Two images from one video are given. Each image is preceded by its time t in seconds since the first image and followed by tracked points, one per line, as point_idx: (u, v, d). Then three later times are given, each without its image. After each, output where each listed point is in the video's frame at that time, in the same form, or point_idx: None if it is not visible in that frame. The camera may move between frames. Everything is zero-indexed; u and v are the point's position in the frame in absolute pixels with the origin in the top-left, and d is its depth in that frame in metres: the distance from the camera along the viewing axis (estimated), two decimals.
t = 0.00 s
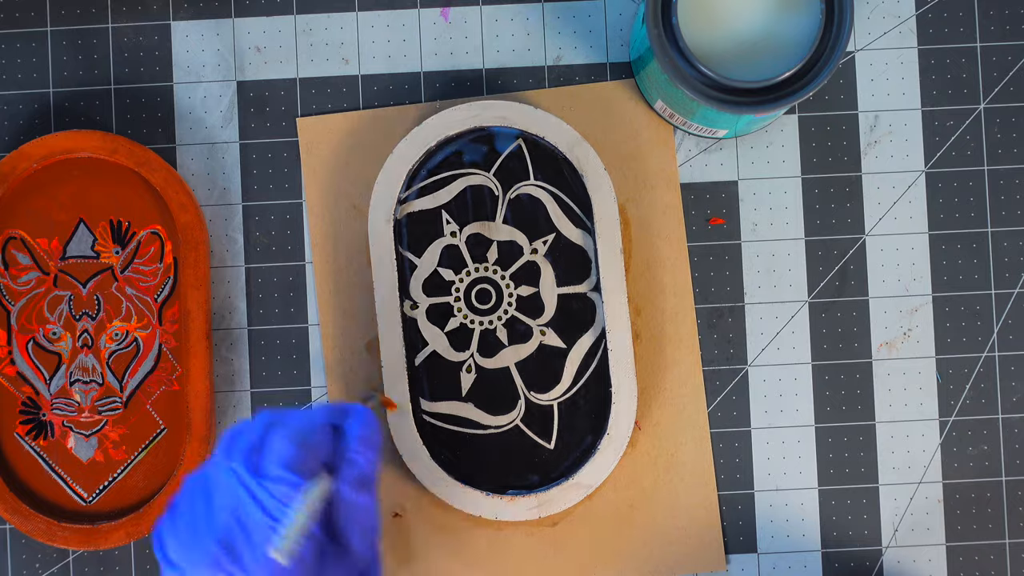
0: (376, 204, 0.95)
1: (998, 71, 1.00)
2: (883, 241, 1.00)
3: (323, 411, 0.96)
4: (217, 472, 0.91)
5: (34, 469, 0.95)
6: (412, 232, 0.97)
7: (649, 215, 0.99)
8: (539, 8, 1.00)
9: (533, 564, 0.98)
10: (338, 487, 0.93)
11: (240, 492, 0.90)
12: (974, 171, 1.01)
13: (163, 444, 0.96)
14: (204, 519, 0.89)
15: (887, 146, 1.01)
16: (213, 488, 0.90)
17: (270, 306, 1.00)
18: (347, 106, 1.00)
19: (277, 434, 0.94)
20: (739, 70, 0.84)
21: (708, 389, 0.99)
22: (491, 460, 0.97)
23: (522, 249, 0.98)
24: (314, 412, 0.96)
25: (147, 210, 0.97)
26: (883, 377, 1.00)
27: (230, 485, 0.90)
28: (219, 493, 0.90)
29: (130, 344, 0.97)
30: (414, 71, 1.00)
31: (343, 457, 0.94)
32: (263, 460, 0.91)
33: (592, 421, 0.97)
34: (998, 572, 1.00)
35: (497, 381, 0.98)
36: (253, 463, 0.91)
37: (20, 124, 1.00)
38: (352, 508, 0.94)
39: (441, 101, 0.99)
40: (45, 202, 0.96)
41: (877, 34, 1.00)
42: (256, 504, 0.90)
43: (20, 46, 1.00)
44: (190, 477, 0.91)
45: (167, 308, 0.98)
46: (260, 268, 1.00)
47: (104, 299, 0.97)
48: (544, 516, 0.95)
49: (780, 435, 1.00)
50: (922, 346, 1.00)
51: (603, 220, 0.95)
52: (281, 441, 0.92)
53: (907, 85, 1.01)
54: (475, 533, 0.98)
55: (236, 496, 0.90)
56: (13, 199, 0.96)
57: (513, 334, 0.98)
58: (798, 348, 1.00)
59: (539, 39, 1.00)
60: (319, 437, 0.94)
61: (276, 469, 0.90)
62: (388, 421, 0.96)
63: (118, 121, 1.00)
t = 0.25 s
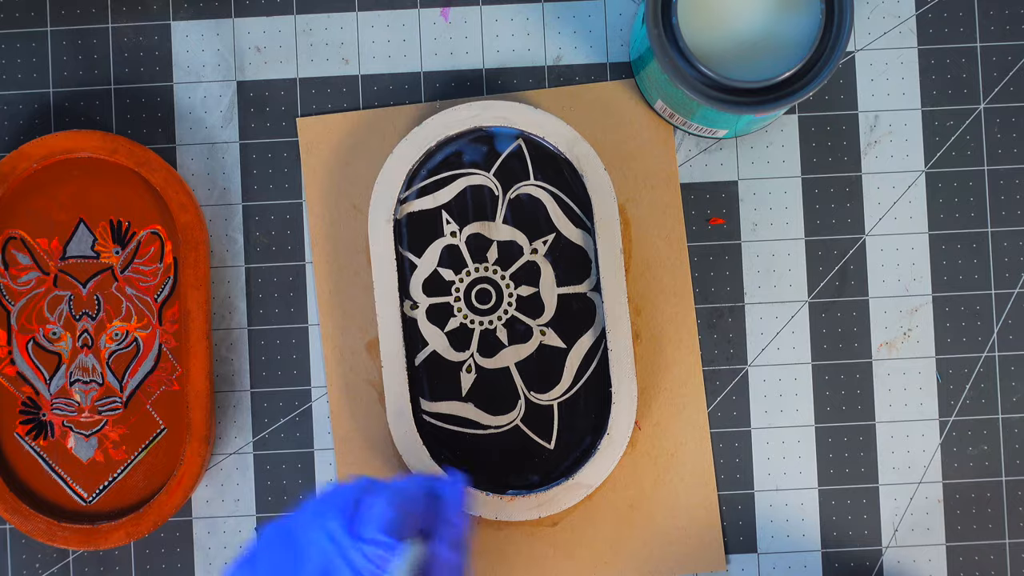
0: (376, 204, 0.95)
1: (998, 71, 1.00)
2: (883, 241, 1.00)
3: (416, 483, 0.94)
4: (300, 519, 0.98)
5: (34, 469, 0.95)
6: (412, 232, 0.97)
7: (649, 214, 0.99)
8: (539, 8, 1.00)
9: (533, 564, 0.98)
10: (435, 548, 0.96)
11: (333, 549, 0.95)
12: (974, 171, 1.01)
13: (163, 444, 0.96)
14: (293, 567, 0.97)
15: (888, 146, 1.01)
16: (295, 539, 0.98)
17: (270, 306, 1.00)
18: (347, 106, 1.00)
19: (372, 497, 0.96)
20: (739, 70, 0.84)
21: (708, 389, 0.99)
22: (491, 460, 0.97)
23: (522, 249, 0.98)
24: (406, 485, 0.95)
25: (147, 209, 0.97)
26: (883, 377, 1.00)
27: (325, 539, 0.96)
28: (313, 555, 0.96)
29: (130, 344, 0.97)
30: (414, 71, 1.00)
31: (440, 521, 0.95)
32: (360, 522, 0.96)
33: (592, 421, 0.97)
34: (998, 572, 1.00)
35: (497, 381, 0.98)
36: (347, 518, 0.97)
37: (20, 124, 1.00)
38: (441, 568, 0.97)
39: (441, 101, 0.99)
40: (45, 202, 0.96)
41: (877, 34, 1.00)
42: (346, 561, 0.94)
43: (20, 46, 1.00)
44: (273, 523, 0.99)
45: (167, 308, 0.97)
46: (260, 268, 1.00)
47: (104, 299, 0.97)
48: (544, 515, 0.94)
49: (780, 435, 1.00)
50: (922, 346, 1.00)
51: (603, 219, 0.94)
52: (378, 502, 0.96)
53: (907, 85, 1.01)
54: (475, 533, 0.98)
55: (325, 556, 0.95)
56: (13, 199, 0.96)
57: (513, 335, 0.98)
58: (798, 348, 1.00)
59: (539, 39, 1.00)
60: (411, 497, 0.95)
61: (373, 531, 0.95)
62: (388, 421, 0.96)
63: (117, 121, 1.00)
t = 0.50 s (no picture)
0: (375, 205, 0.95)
1: (998, 71, 1.00)
2: (883, 241, 1.00)
3: (462, 483, 0.91)
4: (342, 511, 0.93)
5: (34, 469, 0.95)
6: (412, 232, 0.98)
7: (649, 214, 0.99)
8: (539, 8, 1.00)
9: (533, 563, 0.98)
10: (471, 549, 0.90)
11: (371, 545, 0.89)
12: (974, 171, 1.01)
13: (163, 444, 0.96)
14: (327, 567, 0.90)
15: (887, 146, 1.01)
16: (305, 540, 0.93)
17: (270, 306, 1.00)
18: (347, 106, 1.00)
19: (411, 493, 0.91)
20: (739, 70, 0.84)
21: (708, 389, 0.99)
22: (491, 460, 0.97)
23: (522, 249, 0.98)
24: (451, 485, 0.91)
25: (147, 210, 0.97)
26: (883, 378, 1.00)
27: (365, 536, 0.90)
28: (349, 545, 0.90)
29: (130, 344, 0.97)
30: (414, 71, 1.00)
31: (477, 523, 0.91)
32: (399, 518, 0.89)
33: (592, 421, 0.97)
34: (998, 572, 1.00)
35: (497, 381, 0.98)
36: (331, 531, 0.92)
37: (20, 124, 1.00)
38: (476, 570, 0.90)
39: (441, 101, 0.99)
40: (45, 202, 0.96)
41: (877, 34, 1.00)
42: (382, 557, 0.89)
43: (20, 46, 1.00)
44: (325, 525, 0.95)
45: (167, 308, 0.98)
46: (260, 268, 1.00)
47: (104, 299, 0.97)
48: (543, 515, 0.94)
49: (780, 435, 1.00)
50: (922, 346, 1.00)
51: (603, 219, 0.95)
52: (418, 498, 0.90)
53: (907, 85, 1.01)
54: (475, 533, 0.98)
55: (363, 551, 0.89)
56: (13, 199, 0.96)
57: (513, 335, 0.98)
58: (798, 348, 1.00)
59: (539, 39, 1.00)
60: (455, 500, 0.91)
61: (411, 529, 0.89)
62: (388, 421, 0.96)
63: (118, 121, 1.00)
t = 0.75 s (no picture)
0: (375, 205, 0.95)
1: (998, 71, 1.00)
2: (883, 241, 1.00)
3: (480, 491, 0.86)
4: (331, 514, 0.81)
5: (35, 469, 0.95)
6: (412, 232, 0.98)
7: (649, 214, 0.99)
8: (539, 8, 1.00)
9: (533, 563, 0.98)
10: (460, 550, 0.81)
11: (359, 547, 0.78)
12: (974, 171, 1.01)
13: (163, 444, 0.96)
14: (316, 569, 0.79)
15: (888, 146, 1.01)
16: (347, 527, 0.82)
17: (270, 306, 1.00)
18: (347, 106, 1.00)
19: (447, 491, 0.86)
20: (739, 70, 0.84)
21: (708, 389, 0.99)
22: (491, 460, 0.97)
23: (522, 249, 0.98)
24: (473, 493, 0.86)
25: (147, 210, 0.97)
26: (883, 378, 1.00)
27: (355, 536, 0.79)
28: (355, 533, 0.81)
29: (130, 344, 0.97)
30: (414, 71, 1.00)
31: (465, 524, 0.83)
32: (389, 519, 0.79)
33: (592, 422, 0.97)
34: (998, 572, 1.00)
35: (497, 381, 0.97)
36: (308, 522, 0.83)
37: (20, 124, 1.00)
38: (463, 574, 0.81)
39: (441, 101, 0.99)
40: (45, 202, 0.96)
41: (877, 34, 1.00)
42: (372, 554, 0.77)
43: (20, 46, 1.00)
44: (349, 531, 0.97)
45: (167, 308, 0.98)
46: (260, 268, 1.00)
47: (104, 299, 0.97)
48: (543, 515, 0.95)
49: (780, 435, 1.00)
50: (922, 346, 1.00)
51: (603, 219, 0.95)
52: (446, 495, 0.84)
53: (907, 85, 1.01)
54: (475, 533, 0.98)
55: (354, 551, 0.78)
56: (13, 199, 0.96)
57: (513, 335, 0.98)
58: (798, 348, 1.00)
59: (539, 39, 1.00)
60: (445, 502, 0.83)
61: (401, 528, 0.78)
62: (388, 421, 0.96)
63: (118, 121, 1.00)
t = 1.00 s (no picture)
0: (375, 205, 0.95)
1: (998, 71, 1.00)
2: (883, 241, 1.00)
3: (407, 371, 0.92)
4: (329, 481, 0.91)
5: (35, 469, 0.95)
6: (412, 232, 0.97)
7: (649, 214, 0.99)
8: (539, 8, 1.00)
9: (533, 563, 0.98)
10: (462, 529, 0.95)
11: (307, 491, 0.90)
12: (974, 171, 1.01)
13: (163, 444, 0.96)
14: (285, 471, 0.89)
15: (887, 146, 1.01)
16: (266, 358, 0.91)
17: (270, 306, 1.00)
18: (347, 106, 1.00)
19: (374, 351, 0.90)
20: (739, 70, 0.84)
21: (708, 389, 0.99)
22: (491, 460, 0.97)
23: (522, 249, 0.98)
24: (395, 360, 0.91)
25: (147, 209, 0.97)
26: (883, 378, 1.00)
27: (301, 481, 0.90)
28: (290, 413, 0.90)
29: (130, 344, 0.97)
30: (414, 71, 1.00)
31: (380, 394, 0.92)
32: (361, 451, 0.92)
33: (592, 421, 0.97)
34: (998, 572, 1.00)
35: (497, 381, 0.97)
36: (280, 332, 0.92)
37: (20, 124, 1.00)
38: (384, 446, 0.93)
39: (441, 101, 0.99)
40: (45, 202, 0.96)
41: (877, 34, 1.00)
42: (376, 470, 0.93)
43: (20, 46, 1.00)
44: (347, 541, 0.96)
45: (167, 308, 0.97)
46: (260, 268, 1.00)
47: (104, 299, 0.97)
48: (544, 515, 0.95)
49: (780, 435, 1.00)
50: (922, 346, 1.00)
51: (603, 220, 0.96)
52: (400, 365, 0.92)
53: (907, 85, 1.01)
54: (475, 534, 0.98)
55: (314, 486, 0.90)
56: (13, 199, 0.96)
57: (513, 335, 0.98)
58: (798, 348, 1.00)
59: (539, 39, 1.00)
60: (388, 350, 0.91)
61: (372, 394, 0.92)
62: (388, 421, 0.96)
63: (118, 121, 1.00)
